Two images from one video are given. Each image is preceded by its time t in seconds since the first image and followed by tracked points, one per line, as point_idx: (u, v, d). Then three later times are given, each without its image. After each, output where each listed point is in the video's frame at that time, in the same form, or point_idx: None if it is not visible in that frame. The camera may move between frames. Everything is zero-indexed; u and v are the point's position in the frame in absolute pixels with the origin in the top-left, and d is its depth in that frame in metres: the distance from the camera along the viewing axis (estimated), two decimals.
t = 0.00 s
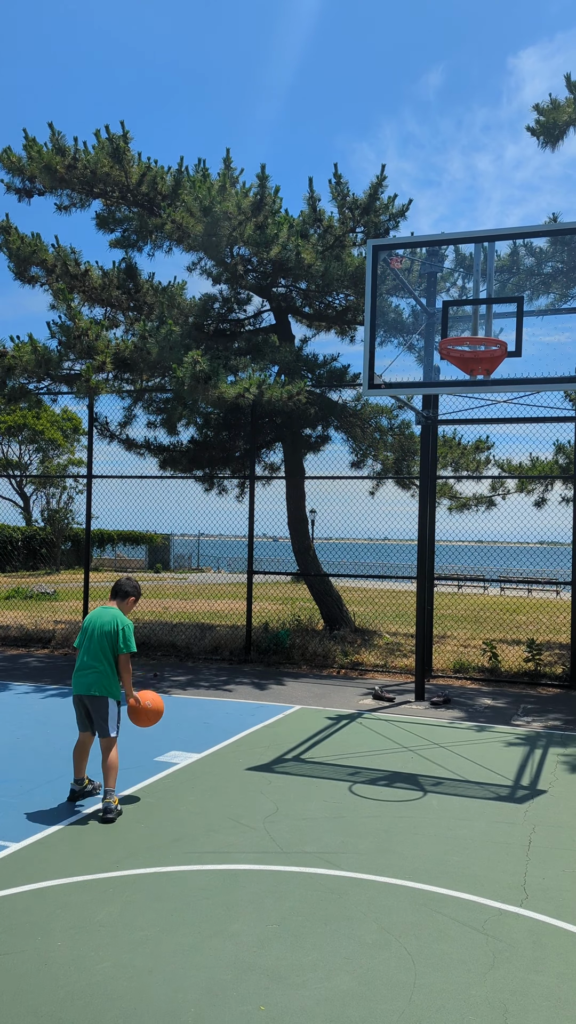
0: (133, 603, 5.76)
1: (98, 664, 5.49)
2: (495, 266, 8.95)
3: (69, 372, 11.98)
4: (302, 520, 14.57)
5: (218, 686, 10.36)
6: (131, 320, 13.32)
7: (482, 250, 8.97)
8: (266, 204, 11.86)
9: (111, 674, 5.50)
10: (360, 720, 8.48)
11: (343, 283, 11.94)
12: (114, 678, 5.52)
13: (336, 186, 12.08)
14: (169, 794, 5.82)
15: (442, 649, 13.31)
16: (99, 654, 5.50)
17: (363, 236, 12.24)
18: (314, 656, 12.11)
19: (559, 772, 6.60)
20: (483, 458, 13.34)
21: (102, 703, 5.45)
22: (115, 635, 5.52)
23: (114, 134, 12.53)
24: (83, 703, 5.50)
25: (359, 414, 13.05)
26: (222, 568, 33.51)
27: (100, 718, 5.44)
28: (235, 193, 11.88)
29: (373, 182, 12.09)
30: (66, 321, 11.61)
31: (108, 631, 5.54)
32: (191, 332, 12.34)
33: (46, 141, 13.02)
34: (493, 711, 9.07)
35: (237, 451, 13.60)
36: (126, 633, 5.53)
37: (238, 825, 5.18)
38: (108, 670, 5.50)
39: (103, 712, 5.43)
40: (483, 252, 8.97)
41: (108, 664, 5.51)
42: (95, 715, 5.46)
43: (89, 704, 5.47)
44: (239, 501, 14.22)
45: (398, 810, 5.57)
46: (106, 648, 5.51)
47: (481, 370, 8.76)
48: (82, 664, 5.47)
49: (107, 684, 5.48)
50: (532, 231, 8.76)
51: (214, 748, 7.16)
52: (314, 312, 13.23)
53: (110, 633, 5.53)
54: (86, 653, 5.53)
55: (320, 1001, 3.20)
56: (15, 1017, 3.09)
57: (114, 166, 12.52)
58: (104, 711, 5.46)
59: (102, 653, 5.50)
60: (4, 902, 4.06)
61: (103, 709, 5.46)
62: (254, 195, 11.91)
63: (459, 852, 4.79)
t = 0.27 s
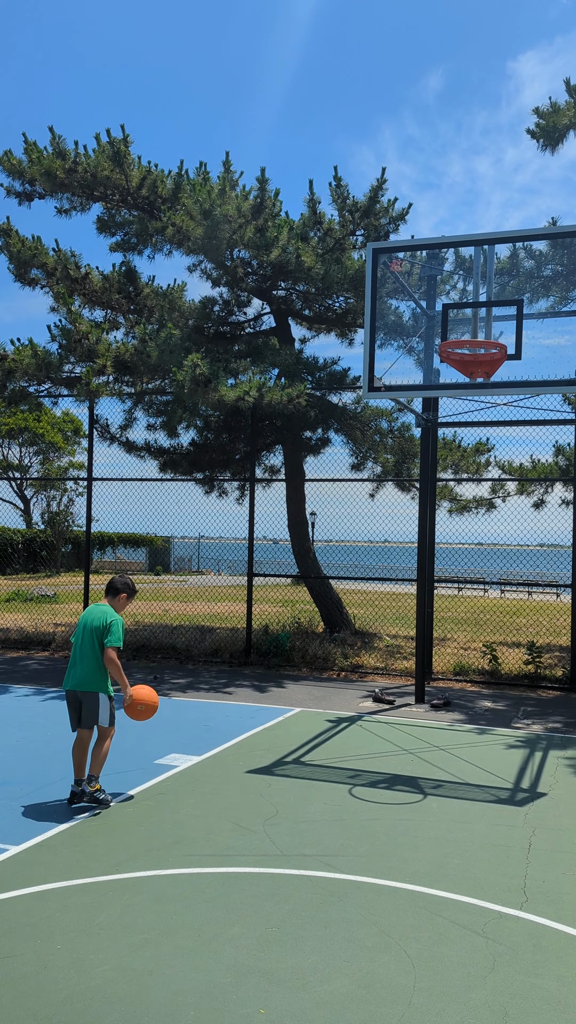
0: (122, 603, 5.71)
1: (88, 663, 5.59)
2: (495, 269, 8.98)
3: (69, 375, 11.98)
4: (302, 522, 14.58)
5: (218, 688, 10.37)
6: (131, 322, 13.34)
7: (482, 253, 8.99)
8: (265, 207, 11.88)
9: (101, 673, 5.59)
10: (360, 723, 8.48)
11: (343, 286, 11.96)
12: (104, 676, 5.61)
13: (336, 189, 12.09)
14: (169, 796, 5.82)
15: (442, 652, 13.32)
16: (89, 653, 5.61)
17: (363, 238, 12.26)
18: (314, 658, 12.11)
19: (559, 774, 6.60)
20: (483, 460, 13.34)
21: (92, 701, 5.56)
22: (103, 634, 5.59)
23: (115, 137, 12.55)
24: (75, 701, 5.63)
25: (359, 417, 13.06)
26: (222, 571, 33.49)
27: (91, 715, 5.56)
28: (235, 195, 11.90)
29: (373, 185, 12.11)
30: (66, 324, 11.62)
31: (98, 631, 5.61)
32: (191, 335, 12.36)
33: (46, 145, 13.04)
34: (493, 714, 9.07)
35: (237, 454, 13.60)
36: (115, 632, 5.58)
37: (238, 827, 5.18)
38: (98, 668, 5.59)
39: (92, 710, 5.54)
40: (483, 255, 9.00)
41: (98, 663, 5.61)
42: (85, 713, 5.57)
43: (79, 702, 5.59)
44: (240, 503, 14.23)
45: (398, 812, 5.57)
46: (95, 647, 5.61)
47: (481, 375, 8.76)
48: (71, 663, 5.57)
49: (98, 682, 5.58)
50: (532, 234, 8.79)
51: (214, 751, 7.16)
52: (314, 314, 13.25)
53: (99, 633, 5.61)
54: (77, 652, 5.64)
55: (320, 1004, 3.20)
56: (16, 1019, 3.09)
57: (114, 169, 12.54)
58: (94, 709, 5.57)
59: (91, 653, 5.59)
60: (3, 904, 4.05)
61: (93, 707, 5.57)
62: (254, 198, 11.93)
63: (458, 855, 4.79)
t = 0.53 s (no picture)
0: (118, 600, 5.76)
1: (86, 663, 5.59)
2: (495, 269, 8.98)
3: (68, 375, 11.97)
4: (301, 522, 14.58)
5: (217, 688, 10.37)
6: (130, 323, 13.34)
7: (481, 253, 8.98)
8: (264, 208, 11.88)
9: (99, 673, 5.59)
10: (359, 723, 8.48)
11: (342, 286, 11.97)
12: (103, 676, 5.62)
13: (336, 189, 12.10)
14: (168, 797, 5.82)
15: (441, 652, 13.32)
16: (88, 652, 5.60)
17: (362, 238, 12.26)
18: (314, 658, 12.11)
19: (559, 775, 6.60)
20: (483, 460, 13.35)
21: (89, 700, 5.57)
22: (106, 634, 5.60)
23: (113, 137, 12.55)
24: (73, 700, 5.64)
25: (359, 417, 13.06)
26: (222, 571, 33.48)
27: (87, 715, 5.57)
28: (234, 196, 11.89)
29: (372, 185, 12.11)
30: (65, 324, 11.60)
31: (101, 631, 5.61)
32: (190, 336, 12.35)
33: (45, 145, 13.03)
34: (492, 714, 9.07)
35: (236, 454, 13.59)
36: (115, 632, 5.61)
37: (237, 828, 5.18)
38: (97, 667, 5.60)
39: (89, 710, 5.54)
40: (482, 255, 8.99)
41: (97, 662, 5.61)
42: (82, 712, 5.58)
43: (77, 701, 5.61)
44: (239, 503, 14.23)
45: (397, 813, 5.57)
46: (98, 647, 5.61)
47: (480, 375, 8.77)
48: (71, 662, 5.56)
49: (96, 682, 5.58)
50: (531, 235, 8.80)
51: (213, 751, 7.16)
52: (313, 314, 13.25)
53: (98, 632, 5.61)
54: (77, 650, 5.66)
55: (319, 1004, 3.19)
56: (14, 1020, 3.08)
57: (113, 169, 12.53)
58: (92, 708, 5.58)
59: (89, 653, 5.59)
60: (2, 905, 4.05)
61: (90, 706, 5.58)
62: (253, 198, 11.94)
63: (457, 855, 4.79)
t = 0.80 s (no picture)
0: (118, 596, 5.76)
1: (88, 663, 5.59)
2: (493, 268, 8.96)
3: (66, 375, 11.94)
4: (299, 522, 14.57)
5: (215, 688, 10.35)
6: (128, 322, 13.33)
7: (480, 253, 8.97)
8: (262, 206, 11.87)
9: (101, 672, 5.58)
10: (357, 723, 8.46)
11: (341, 285, 11.97)
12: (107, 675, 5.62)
13: (334, 189, 12.09)
14: (166, 797, 5.81)
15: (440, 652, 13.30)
16: (91, 652, 5.60)
17: (360, 238, 12.26)
18: (312, 658, 12.10)
19: (558, 774, 6.59)
20: (481, 460, 13.34)
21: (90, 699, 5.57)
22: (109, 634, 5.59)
23: (111, 137, 12.53)
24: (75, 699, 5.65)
25: (357, 416, 13.04)
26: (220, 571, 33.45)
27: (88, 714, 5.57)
28: (232, 195, 11.87)
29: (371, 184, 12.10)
30: (62, 324, 11.58)
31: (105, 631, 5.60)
32: (189, 335, 12.34)
33: (43, 144, 13.02)
34: (491, 713, 9.07)
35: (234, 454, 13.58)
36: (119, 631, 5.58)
37: (235, 828, 5.17)
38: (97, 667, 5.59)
39: (90, 709, 5.53)
40: (480, 254, 8.98)
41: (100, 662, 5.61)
42: (84, 712, 5.58)
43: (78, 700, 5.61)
44: (237, 503, 14.22)
45: (395, 812, 5.56)
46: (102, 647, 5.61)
47: (478, 375, 8.76)
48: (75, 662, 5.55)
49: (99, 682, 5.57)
50: (530, 234, 8.81)
51: (211, 751, 7.15)
52: (312, 314, 13.24)
53: (101, 631, 5.60)
54: (81, 650, 5.67)
55: (317, 1004, 3.19)
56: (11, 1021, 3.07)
57: (110, 169, 12.51)
58: (93, 708, 5.57)
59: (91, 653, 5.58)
60: None
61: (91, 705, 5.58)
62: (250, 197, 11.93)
63: (456, 855, 4.78)
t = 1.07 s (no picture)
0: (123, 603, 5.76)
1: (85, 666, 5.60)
2: (490, 268, 8.92)
3: (62, 375, 11.92)
4: (296, 522, 14.56)
5: (212, 688, 10.34)
6: (125, 322, 13.32)
7: (476, 253, 8.95)
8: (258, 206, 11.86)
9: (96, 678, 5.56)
10: (354, 723, 8.46)
11: (337, 285, 11.98)
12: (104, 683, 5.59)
13: (330, 189, 12.08)
14: (162, 798, 5.80)
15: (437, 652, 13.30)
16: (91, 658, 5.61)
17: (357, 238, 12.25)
18: (309, 658, 12.09)
19: (555, 774, 6.59)
20: (478, 460, 13.34)
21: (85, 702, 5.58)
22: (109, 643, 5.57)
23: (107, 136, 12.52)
24: (72, 702, 5.69)
25: (354, 416, 13.04)
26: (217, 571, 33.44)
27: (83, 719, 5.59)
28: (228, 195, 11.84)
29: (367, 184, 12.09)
30: (58, 324, 11.55)
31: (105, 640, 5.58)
32: (185, 335, 12.32)
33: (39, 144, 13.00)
34: (488, 713, 9.07)
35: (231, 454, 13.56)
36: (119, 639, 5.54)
37: (231, 829, 5.16)
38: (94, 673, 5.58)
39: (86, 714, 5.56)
40: (477, 254, 8.96)
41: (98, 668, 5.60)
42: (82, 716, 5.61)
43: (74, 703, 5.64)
44: (233, 503, 14.20)
45: (392, 813, 5.55)
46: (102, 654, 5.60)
47: (474, 375, 8.74)
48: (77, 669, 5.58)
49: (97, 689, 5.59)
50: (527, 234, 8.80)
51: (208, 752, 7.14)
52: (308, 314, 13.23)
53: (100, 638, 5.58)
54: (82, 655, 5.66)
55: (313, 1005, 3.18)
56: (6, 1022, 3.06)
57: (107, 168, 12.49)
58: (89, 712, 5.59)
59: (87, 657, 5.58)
60: None
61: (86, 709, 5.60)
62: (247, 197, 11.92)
63: (452, 855, 4.78)
